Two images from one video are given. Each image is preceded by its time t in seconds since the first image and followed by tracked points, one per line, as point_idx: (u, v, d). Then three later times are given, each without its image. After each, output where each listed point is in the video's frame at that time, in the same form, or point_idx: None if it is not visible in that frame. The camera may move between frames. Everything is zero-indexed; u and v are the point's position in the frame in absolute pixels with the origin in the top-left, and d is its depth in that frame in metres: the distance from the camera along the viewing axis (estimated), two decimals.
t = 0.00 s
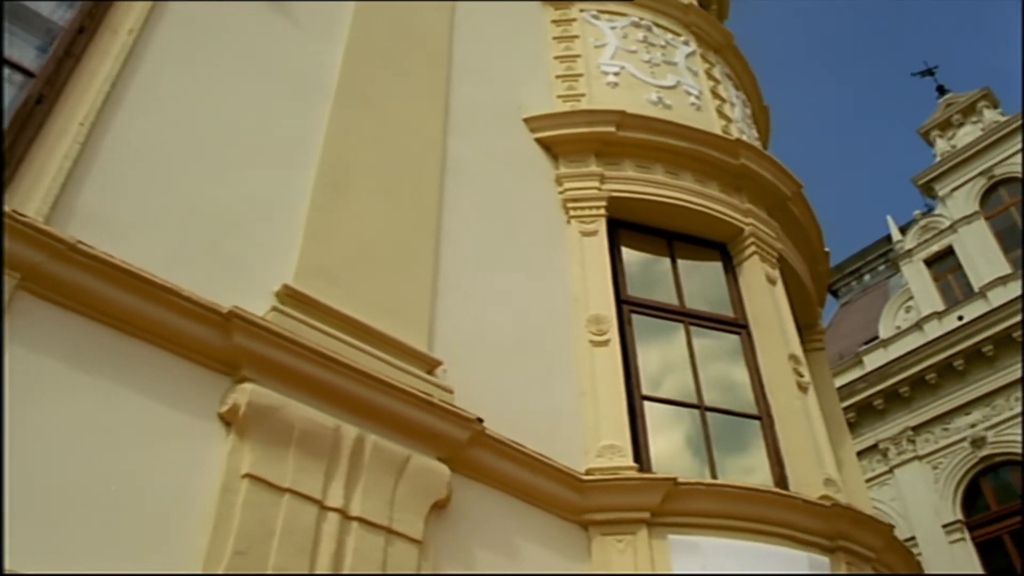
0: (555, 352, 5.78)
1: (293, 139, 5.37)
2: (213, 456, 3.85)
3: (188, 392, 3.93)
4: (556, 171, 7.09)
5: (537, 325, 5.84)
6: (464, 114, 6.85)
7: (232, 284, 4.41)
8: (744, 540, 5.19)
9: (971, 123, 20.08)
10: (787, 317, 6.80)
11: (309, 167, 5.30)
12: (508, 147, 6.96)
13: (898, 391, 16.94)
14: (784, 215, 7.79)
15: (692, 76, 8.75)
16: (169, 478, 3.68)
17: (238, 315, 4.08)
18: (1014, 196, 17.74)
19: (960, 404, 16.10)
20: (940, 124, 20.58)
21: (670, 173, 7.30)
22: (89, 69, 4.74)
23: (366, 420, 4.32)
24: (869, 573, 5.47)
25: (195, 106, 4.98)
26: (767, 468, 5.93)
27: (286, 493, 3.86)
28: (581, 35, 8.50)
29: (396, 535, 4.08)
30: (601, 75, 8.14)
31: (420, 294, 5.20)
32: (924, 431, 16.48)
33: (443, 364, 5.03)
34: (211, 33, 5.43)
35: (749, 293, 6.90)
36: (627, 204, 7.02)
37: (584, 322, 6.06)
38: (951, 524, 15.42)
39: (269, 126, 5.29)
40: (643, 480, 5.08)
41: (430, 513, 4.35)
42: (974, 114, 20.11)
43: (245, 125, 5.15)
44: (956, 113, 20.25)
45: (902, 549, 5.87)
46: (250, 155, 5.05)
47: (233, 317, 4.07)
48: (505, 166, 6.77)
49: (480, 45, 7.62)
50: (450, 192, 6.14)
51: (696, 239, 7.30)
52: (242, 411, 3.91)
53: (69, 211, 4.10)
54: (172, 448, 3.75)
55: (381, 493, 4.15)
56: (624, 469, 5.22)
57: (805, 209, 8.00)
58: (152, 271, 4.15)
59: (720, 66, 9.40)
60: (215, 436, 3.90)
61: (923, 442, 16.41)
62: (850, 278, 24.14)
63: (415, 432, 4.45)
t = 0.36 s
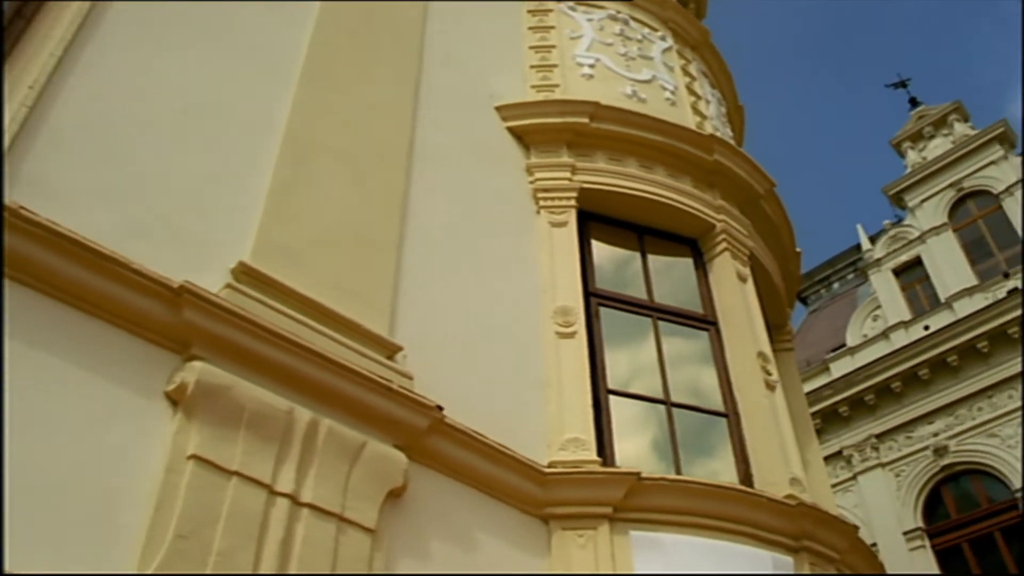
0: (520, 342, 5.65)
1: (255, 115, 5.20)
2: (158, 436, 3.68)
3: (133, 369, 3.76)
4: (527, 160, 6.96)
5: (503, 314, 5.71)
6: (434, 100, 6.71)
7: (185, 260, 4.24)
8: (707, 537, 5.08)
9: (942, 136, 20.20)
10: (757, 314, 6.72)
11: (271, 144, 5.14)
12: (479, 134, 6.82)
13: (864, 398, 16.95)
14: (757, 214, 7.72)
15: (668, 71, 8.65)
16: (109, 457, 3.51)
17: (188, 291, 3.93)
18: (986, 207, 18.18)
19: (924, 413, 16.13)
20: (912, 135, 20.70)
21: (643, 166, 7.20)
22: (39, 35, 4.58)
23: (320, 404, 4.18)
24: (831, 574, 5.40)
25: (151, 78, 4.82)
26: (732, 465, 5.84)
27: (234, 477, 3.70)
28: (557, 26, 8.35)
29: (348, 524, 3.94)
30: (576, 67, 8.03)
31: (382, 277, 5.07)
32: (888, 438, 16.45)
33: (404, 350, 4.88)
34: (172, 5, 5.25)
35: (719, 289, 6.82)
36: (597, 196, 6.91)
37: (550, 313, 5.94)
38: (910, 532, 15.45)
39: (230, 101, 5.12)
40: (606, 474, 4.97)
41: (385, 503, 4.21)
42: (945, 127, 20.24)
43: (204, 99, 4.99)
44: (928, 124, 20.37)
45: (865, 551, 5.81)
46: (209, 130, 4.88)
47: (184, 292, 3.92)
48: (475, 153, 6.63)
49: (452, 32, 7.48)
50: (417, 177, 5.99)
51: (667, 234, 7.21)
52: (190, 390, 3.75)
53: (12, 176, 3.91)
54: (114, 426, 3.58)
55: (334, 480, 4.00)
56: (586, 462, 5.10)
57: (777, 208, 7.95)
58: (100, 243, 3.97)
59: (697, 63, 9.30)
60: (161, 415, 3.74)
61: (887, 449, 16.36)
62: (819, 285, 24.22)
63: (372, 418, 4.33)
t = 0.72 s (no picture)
0: (484, 331, 5.51)
1: (216, 90, 5.03)
2: (98, 414, 3.50)
3: (75, 343, 3.58)
4: (497, 149, 6.82)
5: (467, 303, 5.57)
6: (404, 84, 6.56)
7: (134, 234, 4.07)
8: (670, 535, 4.96)
9: (913, 148, 20.30)
10: (727, 312, 6.63)
11: (231, 120, 4.97)
12: (449, 120, 6.68)
13: (829, 406, 16.84)
14: (729, 212, 7.64)
15: (644, 66, 8.54)
16: (44, 433, 3.33)
17: (136, 264, 3.76)
18: (956, 219, 18.43)
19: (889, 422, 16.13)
20: (883, 147, 20.76)
21: (616, 159, 7.08)
22: None
23: (274, 388, 4.02)
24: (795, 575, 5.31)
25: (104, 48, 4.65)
26: (697, 463, 5.73)
27: (178, 460, 3.53)
28: (533, 16, 8.23)
29: (298, 512, 3.79)
30: (550, 57, 7.90)
31: (343, 262, 4.91)
32: (852, 446, 16.38)
33: (363, 335, 4.73)
34: None
35: (688, 286, 6.72)
36: (568, 187, 6.79)
37: (516, 304, 5.81)
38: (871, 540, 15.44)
39: (189, 75, 4.95)
40: (569, 469, 4.84)
41: (338, 490, 4.05)
42: (916, 139, 20.36)
43: (161, 71, 4.82)
44: (900, 136, 20.46)
45: (829, 552, 5.73)
46: (165, 103, 4.71)
47: (131, 265, 3.75)
48: (445, 139, 6.49)
49: (425, 16, 7.34)
50: (384, 161, 5.84)
51: (638, 229, 7.10)
52: (134, 367, 3.58)
53: None
54: (51, 402, 3.40)
55: (284, 466, 3.84)
56: (548, 456, 4.97)
57: (749, 206, 7.87)
58: (44, 211, 3.79)
59: (673, 59, 9.21)
60: (102, 393, 3.55)
61: (851, 457, 16.30)
62: (789, 293, 24.27)
63: (327, 404, 4.17)
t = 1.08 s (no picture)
0: (450, 318, 5.36)
1: (177, 60, 4.85)
2: (36, 385, 3.31)
3: (13, 311, 3.39)
4: (469, 134, 6.68)
5: (433, 289, 5.42)
6: (375, 65, 6.40)
7: (82, 202, 3.89)
8: (634, 531, 4.82)
9: (886, 158, 20.37)
10: (698, 307, 6.52)
11: (191, 92, 4.79)
12: (421, 103, 6.53)
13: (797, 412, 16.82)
14: (703, 207, 7.54)
15: (622, 58, 8.42)
16: None
17: (82, 231, 3.58)
18: (926, 229, 18.48)
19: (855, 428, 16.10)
20: (857, 156, 20.79)
21: (590, 149, 6.95)
22: None
23: (225, 366, 3.86)
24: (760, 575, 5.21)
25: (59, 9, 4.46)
26: (664, 458, 5.61)
27: (119, 437, 3.36)
28: (511, 3, 8.09)
29: (246, 496, 3.63)
30: (527, 45, 7.76)
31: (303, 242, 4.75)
32: (819, 452, 16.39)
33: (322, 316, 4.56)
34: None
35: (660, 279, 6.60)
36: (540, 176, 6.65)
37: (483, 292, 5.67)
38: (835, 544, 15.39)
39: (148, 44, 4.77)
40: (532, 460, 4.69)
41: (290, 475, 3.89)
42: (889, 148, 20.43)
43: (118, 38, 4.64)
44: (873, 145, 20.52)
45: (795, 551, 5.64)
46: (121, 71, 4.53)
47: (76, 232, 3.57)
48: (415, 122, 6.34)
49: None
50: (352, 142, 5.68)
51: (610, 221, 6.98)
52: (76, 338, 3.40)
53: None
54: None
55: (233, 448, 3.67)
56: (511, 447, 4.83)
57: (723, 202, 7.77)
58: None
59: (651, 54, 9.10)
60: (41, 364, 3.36)
61: (817, 462, 16.31)
62: (760, 298, 24.30)
63: (281, 384, 4.02)
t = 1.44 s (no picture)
0: (416, 303, 5.20)
1: (135, 31, 4.68)
2: None
3: None
4: (443, 118, 6.52)
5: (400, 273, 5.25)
6: (347, 43, 6.22)
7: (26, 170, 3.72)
8: (601, 526, 4.67)
9: (861, 166, 20.40)
10: (671, 300, 6.40)
11: (150, 61, 4.61)
12: (394, 85, 6.36)
13: (766, 416, 16.69)
14: (679, 200, 7.42)
15: (601, 48, 8.28)
16: None
17: (24, 193, 3.33)
18: (898, 237, 18.52)
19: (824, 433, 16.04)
20: (832, 163, 20.80)
21: (566, 138, 6.81)
22: None
23: (176, 342, 3.67)
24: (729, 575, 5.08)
25: None
26: (634, 452, 5.48)
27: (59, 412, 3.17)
28: None
29: (194, 478, 3.45)
30: (504, 31, 7.61)
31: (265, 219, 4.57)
32: (787, 458, 16.28)
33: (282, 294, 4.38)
34: None
35: (634, 271, 6.48)
36: (514, 163, 6.50)
37: (452, 278, 5.51)
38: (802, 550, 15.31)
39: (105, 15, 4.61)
40: (497, 450, 4.53)
41: (241, 459, 3.72)
42: (864, 157, 20.46)
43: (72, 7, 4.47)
44: (849, 153, 20.54)
45: (764, 551, 5.53)
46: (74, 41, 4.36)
47: (18, 193, 3.32)
48: (388, 103, 6.16)
49: None
50: (319, 120, 5.50)
51: (584, 211, 6.84)
52: (14, 308, 3.17)
53: None
54: None
55: (182, 427, 3.49)
56: (476, 437, 4.67)
57: (700, 196, 7.65)
58: None
59: (630, 46, 8.98)
60: None
61: (785, 468, 16.21)
62: (732, 303, 24.28)
63: (235, 364, 3.83)
